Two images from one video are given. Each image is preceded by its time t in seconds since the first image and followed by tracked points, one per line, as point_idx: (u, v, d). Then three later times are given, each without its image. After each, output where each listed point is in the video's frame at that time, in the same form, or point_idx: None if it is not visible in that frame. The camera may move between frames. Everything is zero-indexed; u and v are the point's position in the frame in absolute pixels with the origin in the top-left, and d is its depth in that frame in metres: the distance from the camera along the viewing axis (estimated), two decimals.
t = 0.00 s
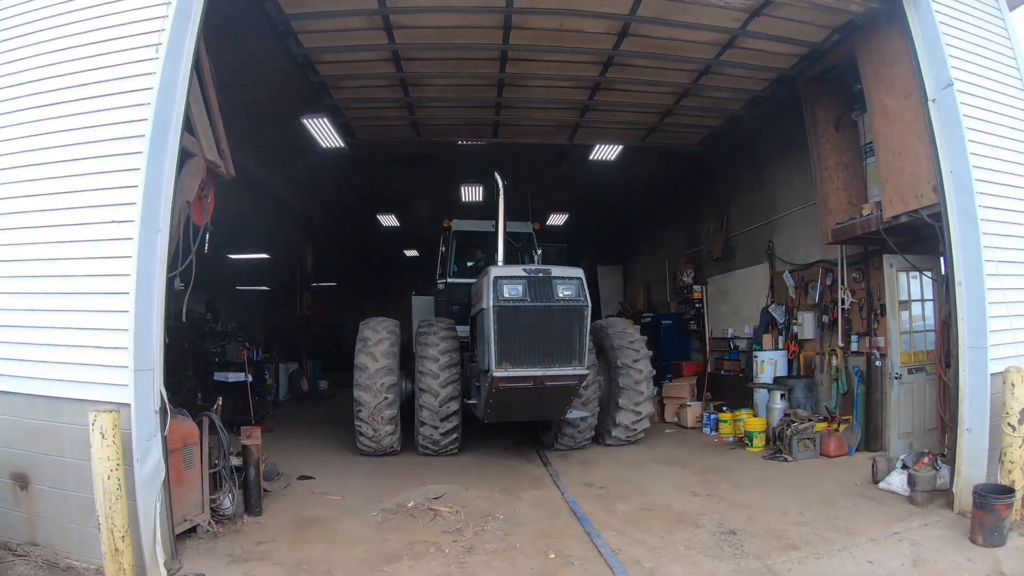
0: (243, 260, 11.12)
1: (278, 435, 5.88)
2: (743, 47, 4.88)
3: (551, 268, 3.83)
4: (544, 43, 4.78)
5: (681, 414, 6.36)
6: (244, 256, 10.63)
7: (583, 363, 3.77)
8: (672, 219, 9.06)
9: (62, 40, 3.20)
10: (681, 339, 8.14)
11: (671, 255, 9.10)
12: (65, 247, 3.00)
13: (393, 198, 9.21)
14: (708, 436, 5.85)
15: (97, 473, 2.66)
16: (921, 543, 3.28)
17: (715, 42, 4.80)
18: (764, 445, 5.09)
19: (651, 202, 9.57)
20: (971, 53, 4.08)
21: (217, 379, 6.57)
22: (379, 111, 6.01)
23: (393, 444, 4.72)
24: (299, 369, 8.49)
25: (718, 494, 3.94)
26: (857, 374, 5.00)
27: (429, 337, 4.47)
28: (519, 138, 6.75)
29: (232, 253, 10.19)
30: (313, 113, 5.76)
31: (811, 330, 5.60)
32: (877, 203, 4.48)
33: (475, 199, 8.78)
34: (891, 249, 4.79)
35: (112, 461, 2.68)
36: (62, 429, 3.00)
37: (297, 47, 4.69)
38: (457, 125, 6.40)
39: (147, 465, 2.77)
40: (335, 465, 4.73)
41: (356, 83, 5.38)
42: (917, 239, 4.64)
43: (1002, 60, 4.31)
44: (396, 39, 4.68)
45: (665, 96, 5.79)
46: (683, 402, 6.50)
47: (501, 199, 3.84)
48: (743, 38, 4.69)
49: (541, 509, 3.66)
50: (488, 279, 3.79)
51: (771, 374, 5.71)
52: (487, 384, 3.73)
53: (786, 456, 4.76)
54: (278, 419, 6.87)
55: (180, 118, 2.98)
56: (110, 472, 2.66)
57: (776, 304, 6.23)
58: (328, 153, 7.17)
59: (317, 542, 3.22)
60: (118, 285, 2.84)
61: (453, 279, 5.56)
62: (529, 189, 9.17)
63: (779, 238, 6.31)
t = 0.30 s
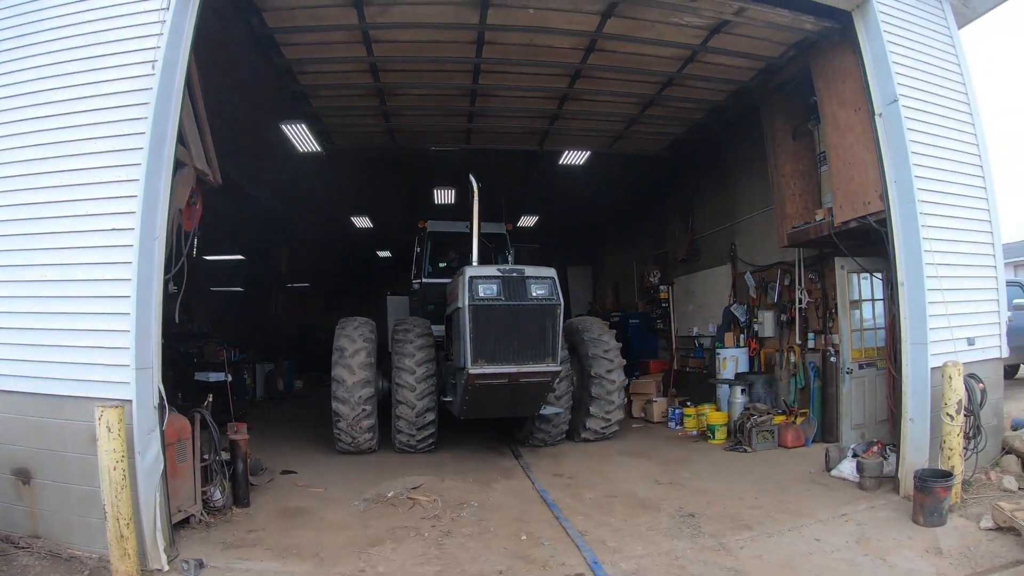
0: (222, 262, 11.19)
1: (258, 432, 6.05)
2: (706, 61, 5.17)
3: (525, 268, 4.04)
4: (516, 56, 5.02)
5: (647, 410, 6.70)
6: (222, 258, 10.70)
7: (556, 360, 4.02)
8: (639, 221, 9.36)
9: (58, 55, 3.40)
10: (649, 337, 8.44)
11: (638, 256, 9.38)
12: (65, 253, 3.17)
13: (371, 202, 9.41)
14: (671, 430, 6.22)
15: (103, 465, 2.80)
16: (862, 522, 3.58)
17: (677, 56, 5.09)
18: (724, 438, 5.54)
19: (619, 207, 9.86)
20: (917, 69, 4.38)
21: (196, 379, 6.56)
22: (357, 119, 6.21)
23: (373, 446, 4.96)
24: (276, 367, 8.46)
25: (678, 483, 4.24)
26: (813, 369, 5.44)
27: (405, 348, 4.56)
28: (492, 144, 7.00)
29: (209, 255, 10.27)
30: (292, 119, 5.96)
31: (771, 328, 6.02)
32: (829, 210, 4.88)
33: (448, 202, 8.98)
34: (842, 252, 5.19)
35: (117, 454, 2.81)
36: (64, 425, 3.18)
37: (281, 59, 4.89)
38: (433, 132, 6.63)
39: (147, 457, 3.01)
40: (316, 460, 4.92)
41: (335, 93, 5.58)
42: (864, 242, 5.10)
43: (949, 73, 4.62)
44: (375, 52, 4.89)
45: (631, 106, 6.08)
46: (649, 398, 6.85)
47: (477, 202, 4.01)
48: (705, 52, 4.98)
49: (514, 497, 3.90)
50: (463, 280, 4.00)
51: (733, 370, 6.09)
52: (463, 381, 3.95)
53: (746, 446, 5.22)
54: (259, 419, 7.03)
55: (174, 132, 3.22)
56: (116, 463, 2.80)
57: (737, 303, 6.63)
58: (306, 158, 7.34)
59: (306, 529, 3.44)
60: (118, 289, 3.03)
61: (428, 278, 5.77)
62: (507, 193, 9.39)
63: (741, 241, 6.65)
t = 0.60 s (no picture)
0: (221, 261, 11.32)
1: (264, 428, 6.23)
2: (699, 71, 5.41)
3: (529, 268, 4.29)
4: (516, 67, 5.24)
5: (640, 406, 6.95)
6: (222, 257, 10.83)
7: (560, 357, 4.23)
8: (633, 222, 9.58)
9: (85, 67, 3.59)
10: (642, 335, 8.63)
11: (632, 257, 9.60)
12: (100, 257, 3.37)
13: (370, 202, 9.59)
14: (664, 424, 6.50)
15: (137, 455, 3.05)
16: (842, 508, 3.83)
17: (671, 68, 5.33)
18: (715, 432, 5.81)
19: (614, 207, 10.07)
20: (898, 81, 4.63)
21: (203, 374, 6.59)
22: (362, 123, 6.40)
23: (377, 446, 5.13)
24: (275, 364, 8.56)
25: (672, 473, 4.46)
26: (800, 366, 5.70)
27: (410, 359, 4.63)
28: (491, 147, 7.21)
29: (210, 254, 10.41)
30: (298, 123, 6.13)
31: (760, 327, 6.27)
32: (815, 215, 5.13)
33: (446, 203, 9.17)
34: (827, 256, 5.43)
35: (150, 445, 3.07)
36: (94, 419, 3.35)
37: (292, 67, 5.07)
38: (433, 136, 6.83)
39: (175, 449, 3.18)
40: (324, 454, 5.12)
41: (341, 99, 5.77)
42: (848, 247, 5.41)
43: (931, 84, 4.86)
44: (381, 62, 5.09)
45: (626, 113, 6.31)
46: (643, 394, 7.09)
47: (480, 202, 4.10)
48: (698, 64, 5.22)
49: (516, 487, 4.12)
50: (469, 279, 4.23)
51: (724, 367, 6.27)
52: (469, 378, 4.16)
53: (735, 440, 5.48)
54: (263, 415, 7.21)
55: (198, 141, 3.44)
56: (150, 454, 3.06)
57: (728, 303, 6.89)
58: (309, 161, 7.52)
59: (321, 516, 3.65)
60: (150, 289, 3.24)
61: (431, 277, 5.95)
62: (505, 195, 9.59)
63: (732, 243, 6.90)
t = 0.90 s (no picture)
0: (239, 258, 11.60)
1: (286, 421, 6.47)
2: (709, 79, 5.58)
3: (547, 267, 4.50)
4: (532, 75, 5.44)
5: (650, 403, 7.16)
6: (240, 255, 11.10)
7: (577, 354, 4.43)
8: (644, 222, 9.76)
9: (125, 76, 3.79)
10: (654, 334, 8.79)
11: (644, 257, 9.77)
12: (141, 255, 3.55)
13: (386, 202, 9.82)
14: (674, 421, 6.70)
15: (178, 444, 3.29)
16: (841, 501, 4.02)
17: (681, 76, 5.51)
18: (723, 428, 6.00)
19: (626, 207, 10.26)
20: (901, 91, 4.79)
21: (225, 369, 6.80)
22: (382, 126, 6.63)
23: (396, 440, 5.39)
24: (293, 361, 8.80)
25: (679, 467, 4.67)
26: (806, 365, 5.80)
27: (430, 370, 4.77)
28: (506, 149, 7.42)
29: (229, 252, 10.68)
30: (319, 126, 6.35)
31: (768, 327, 6.44)
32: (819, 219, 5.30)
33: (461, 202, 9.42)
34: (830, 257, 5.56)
35: (188, 435, 3.30)
36: (132, 410, 3.51)
37: (318, 75, 5.29)
38: (450, 139, 7.05)
39: (213, 437, 3.40)
40: (345, 447, 5.34)
41: (363, 104, 5.99)
42: (853, 250, 5.55)
43: (933, 93, 5.01)
44: (403, 70, 5.31)
45: (637, 118, 6.50)
46: (653, 391, 7.29)
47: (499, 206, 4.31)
48: (708, 71, 5.39)
49: (530, 477, 4.33)
50: (489, 277, 4.44)
51: (732, 366, 6.51)
52: (488, 374, 4.36)
53: (742, 436, 5.66)
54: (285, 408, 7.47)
55: (232, 149, 3.66)
56: (192, 443, 3.29)
57: (737, 303, 7.05)
58: (328, 162, 7.76)
59: (347, 503, 3.88)
60: (188, 288, 3.45)
61: (450, 275, 6.18)
62: (518, 194, 9.77)
63: (742, 244, 7.07)
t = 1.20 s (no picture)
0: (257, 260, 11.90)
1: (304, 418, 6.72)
2: (713, 89, 5.77)
3: (560, 269, 4.71)
4: (542, 85, 5.67)
5: (658, 403, 7.35)
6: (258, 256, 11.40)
7: (588, 353, 4.64)
8: (654, 225, 9.94)
9: (155, 89, 4.03)
10: (663, 336, 8.98)
11: (654, 261, 9.93)
12: (176, 258, 3.81)
13: (401, 206, 10.08)
14: (680, 420, 6.88)
15: (209, 432, 3.54)
16: (835, 495, 4.20)
17: (686, 86, 5.70)
18: (727, 427, 6.17)
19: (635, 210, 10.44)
20: (898, 100, 4.95)
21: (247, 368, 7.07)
22: (398, 133, 6.88)
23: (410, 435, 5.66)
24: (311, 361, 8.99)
25: (682, 463, 4.87)
26: (807, 366, 5.96)
27: (445, 384, 4.94)
28: (517, 155, 7.65)
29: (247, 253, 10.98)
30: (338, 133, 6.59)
31: (772, 329, 6.60)
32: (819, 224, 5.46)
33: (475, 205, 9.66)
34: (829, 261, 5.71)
35: (219, 424, 3.55)
36: (166, 403, 3.76)
37: (338, 85, 5.54)
38: (464, 145, 7.29)
39: (240, 427, 3.65)
40: (360, 442, 5.58)
41: (380, 112, 6.24)
42: (853, 255, 5.69)
43: (930, 103, 5.16)
44: (419, 82, 5.56)
45: (644, 125, 6.69)
46: (661, 391, 7.46)
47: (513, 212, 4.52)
48: (712, 82, 5.58)
49: (538, 471, 4.55)
50: (503, 278, 4.65)
51: (738, 367, 6.62)
52: (502, 373, 4.57)
53: (745, 435, 5.83)
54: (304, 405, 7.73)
55: (259, 159, 3.92)
56: (222, 432, 3.54)
57: (743, 306, 7.21)
58: (345, 167, 8.01)
59: (365, 492, 4.12)
60: (218, 289, 3.70)
61: (465, 276, 6.41)
62: (530, 198, 9.97)
63: (748, 247, 7.22)
